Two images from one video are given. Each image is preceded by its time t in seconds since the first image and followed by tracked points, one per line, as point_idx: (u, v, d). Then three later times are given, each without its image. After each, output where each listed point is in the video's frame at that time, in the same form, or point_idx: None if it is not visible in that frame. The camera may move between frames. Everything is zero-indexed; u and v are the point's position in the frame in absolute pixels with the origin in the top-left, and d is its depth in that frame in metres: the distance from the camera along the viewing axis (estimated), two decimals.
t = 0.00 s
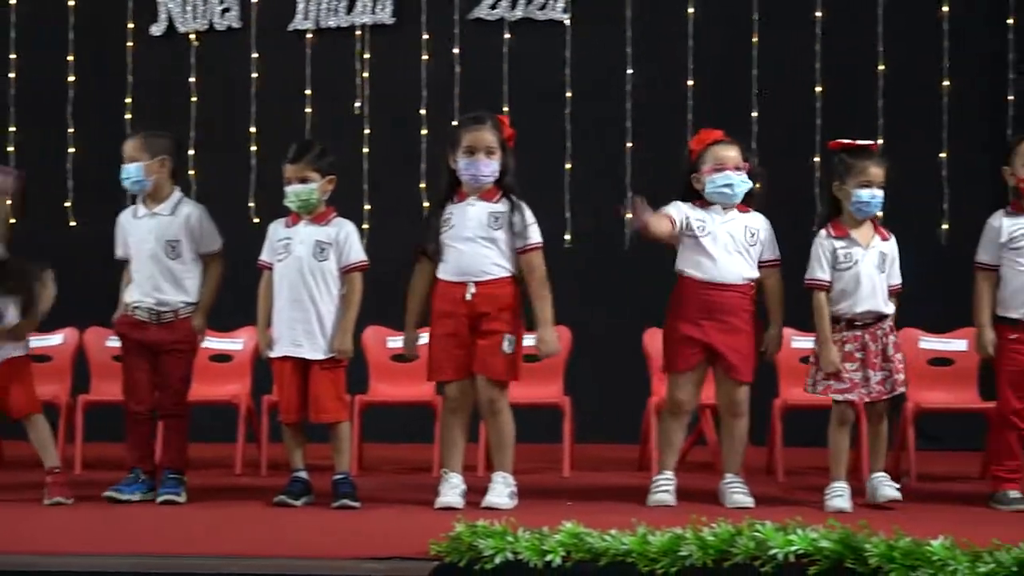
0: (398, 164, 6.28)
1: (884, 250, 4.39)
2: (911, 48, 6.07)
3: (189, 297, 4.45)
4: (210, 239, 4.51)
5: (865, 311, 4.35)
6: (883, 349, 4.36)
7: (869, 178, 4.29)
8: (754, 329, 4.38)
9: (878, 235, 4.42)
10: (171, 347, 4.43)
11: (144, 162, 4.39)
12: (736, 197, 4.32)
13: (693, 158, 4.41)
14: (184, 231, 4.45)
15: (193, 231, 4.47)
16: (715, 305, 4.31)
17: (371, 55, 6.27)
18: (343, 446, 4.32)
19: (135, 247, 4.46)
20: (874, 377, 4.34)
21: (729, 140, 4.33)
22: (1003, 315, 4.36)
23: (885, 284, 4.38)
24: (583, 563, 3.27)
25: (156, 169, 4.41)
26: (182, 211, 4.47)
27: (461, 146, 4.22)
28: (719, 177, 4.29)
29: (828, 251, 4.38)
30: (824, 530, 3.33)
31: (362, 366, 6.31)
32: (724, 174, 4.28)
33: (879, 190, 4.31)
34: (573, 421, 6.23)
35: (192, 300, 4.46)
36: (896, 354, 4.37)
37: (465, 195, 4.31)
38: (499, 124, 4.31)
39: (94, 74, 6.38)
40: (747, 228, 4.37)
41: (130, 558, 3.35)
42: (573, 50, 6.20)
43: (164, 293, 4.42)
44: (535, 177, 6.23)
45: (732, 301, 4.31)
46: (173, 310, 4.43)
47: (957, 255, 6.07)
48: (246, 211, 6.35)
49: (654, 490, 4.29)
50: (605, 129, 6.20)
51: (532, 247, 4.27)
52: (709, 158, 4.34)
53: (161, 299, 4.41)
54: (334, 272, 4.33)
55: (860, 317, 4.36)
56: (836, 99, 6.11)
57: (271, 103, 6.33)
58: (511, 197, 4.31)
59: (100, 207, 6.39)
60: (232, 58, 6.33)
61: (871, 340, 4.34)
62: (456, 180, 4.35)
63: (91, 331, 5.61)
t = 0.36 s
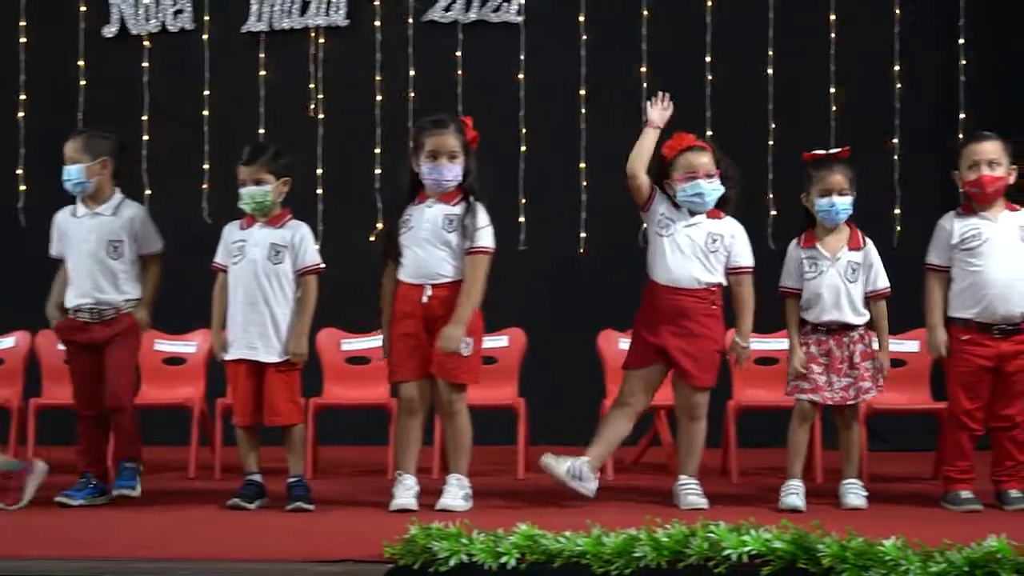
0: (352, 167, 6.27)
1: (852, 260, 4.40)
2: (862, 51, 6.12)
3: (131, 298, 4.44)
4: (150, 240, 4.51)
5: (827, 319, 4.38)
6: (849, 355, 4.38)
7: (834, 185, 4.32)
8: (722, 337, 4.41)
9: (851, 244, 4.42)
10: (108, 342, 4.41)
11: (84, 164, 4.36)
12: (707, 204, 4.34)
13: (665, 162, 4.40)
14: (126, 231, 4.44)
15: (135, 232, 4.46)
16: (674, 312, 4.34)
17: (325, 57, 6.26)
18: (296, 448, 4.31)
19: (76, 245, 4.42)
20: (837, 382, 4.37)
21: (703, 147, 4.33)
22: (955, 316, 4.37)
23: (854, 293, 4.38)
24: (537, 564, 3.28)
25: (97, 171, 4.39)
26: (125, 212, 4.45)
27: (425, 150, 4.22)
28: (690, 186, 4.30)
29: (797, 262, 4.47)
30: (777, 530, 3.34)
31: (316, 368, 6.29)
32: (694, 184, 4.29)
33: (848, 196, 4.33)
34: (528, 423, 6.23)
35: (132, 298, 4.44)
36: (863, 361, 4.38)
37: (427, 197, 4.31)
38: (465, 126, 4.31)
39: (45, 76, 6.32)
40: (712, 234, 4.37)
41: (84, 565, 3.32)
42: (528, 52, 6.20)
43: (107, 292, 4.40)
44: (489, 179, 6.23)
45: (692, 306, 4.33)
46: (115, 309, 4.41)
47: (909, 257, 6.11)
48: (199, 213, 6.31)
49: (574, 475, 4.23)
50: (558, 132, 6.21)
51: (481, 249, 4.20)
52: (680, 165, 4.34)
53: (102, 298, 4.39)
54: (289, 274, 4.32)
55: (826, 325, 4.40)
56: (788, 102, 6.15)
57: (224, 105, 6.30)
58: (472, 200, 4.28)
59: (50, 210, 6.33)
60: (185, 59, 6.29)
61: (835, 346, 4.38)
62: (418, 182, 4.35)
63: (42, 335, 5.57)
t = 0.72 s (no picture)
0: (305, 169, 6.26)
1: (787, 242, 4.48)
2: (813, 54, 6.16)
3: (85, 303, 4.39)
4: (106, 246, 4.47)
5: (774, 307, 4.45)
6: (789, 350, 4.45)
7: (772, 184, 4.37)
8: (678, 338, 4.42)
9: (785, 230, 4.51)
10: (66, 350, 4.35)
11: (41, 165, 4.31)
12: (670, 211, 4.37)
13: (631, 164, 4.41)
14: (82, 235, 4.39)
15: (91, 237, 4.42)
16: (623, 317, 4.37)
17: (279, 59, 6.25)
18: (250, 451, 4.30)
19: (31, 247, 4.38)
20: (774, 379, 4.45)
21: (671, 154, 4.35)
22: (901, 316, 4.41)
23: (796, 273, 4.45)
24: (491, 566, 3.28)
25: (53, 172, 4.35)
26: (82, 216, 4.41)
27: (369, 154, 4.23)
28: (655, 193, 4.33)
29: (738, 260, 4.54)
30: (729, 531, 3.36)
31: (269, 371, 6.28)
32: (660, 191, 4.32)
33: (786, 197, 4.38)
34: (481, 425, 6.23)
35: (86, 304, 4.39)
36: (804, 354, 4.45)
37: (369, 200, 4.30)
38: (410, 130, 4.30)
39: None
40: (675, 237, 4.39)
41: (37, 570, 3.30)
42: (482, 55, 6.21)
43: (60, 296, 4.35)
44: (443, 181, 6.23)
45: (652, 308, 4.34)
46: (67, 314, 4.35)
47: (860, 259, 6.16)
48: (151, 216, 6.28)
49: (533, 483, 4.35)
50: (512, 133, 6.21)
51: (431, 258, 4.26)
52: (646, 170, 4.36)
53: (55, 303, 4.34)
54: (243, 277, 4.31)
55: (769, 318, 4.47)
56: (741, 105, 6.18)
57: (177, 107, 6.27)
58: (416, 206, 4.30)
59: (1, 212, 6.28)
60: (137, 61, 6.26)
61: (775, 340, 4.45)
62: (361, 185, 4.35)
63: None
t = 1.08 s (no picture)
0: (267, 172, 6.24)
1: (738, 254, 4.47)
2: (774, 56, 6.19)
3: (56, 308, 4.34)
4: (79, 248, 4.42)
5: (723, 318, 4.46)
6: (741, 358, 4.46)
7: (720, 189, 4.38)
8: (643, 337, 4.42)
9: (737, 240, 4.50)
10: (36, 356, 4.32)
11: (14, 165, 4.30)
12: (627, 213, 4.37)
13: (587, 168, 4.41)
14: (52, 238, 4.35)
15: (62, 240, 4.37)
16: (584, 315, 4.35)
17: (240, 62, 6.23)
18: (212, 455, 4.29)
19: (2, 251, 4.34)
20: (728, 387, 4.46)
21: (627, 157, 4.34)
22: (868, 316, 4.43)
23: (743, 287, 4.45)
24: (453, 569, 3.28)
25: (26, 172, 4.33)
26: (52, 218, 4.37)
27: (336, 156, 4.21)
28: (613, 197, 4.33)
29: (686, 265, 4.52)
30: (691, 533, 3.37)
31: (230, 375, 6.26)
32: (617, 194, 4.32)
33: (733, 201, 4.39)
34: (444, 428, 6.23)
35: (57, 309, 4.35)
36: (755, 362, 4.46)
37: (339, 201, 4.31)
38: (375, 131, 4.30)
39: None
40: (637, 239, 4.42)
41: None
42: (443, 58, 6.21)
43: (30, 301, 4.31)
44: (405, 184, 6.22)
45: (616, 309, 4.34)
46: (38, 319, 4.31)
47: (821, 261, 6.18)
48: (112, 219, 6.25)
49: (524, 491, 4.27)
50: (474, 136, 6.22)
51: (403, 258, 4.29)
52: (602, 173, 4.36)
53: (25, 308, 4.30)
54: (205, 280, 4.29)
55: (719, 327, 4.48)
56: (702, 108, 6.20)
57: (137, 110, 6.25)
58: (386, 208, 4.32)
59: None
60: (97, 63, 6.23)
61: (727, 349, 4.46)
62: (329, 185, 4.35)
63: None
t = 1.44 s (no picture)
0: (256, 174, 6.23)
1: (766, 262, 4.39)
2: (762, 58, 6.20)
3: (26, 307, 4.32)
4: (50, 247, 4.39)
5: (745, 320, 4.42)
6: (764, 359, 4.39)
7: (751, 188, 4.33)
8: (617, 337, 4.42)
9: (771, 247, 4.41)
10: (12, 359, 4.29)
11: None
12: (596, 209, 4.38)
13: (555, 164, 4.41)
14: (21, 236, 4.33)
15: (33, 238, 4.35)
16: (558, 317, 4.33)
17: (228, 64, 6.23)
18: (200, 457, 4.29)
19: None
20: (751, 385, 4.41)
21: (596, 152, 4.38)
22: (857, 317, 4.44)
23: (765, 295, 4.38)
24: (442, 571, 3.29)
25: None
26: (23, 217, 4.35)
27: (330, 157, 4.21)
28: (584, 188, 4.33)
29: (723, 266, 4.50)
30: (680, 534, 3.38)
31: (218, 377, 6.26)
32: (588, 186, 4.33)
33: (767, 201, 4.33)
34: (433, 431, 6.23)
35: (27, 308, 4.32)
36: (781, 365, 4.38)
37: (332, 203, 4.31)
38: (369, 133, 4.30)
39: None
40: (609, 239, 4.43)
41: None
42: (431, 60, 6.22)
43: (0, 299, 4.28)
44: (394, 186, 6.23)
45: (590, 309, 4.33)
46: (10, 318, 4.28)
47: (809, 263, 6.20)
48: (100, 221, 6.24)
49: (523, 500, 4.26)
50: (462, 139, 6.22)
51: (396, 260, 4.30)
52: (572, 168, 4.37)
53: None
54: (193, 283, 4.29)
55: (745, 326, 4.43)
56: (690, 111, 6.21)
57: (125, 112, 6.24)
58: (380, 210, 4.32)
59: None
60: (84, 66, 6.23)
61: (752, 348, 4.39)
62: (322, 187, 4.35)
63: None
